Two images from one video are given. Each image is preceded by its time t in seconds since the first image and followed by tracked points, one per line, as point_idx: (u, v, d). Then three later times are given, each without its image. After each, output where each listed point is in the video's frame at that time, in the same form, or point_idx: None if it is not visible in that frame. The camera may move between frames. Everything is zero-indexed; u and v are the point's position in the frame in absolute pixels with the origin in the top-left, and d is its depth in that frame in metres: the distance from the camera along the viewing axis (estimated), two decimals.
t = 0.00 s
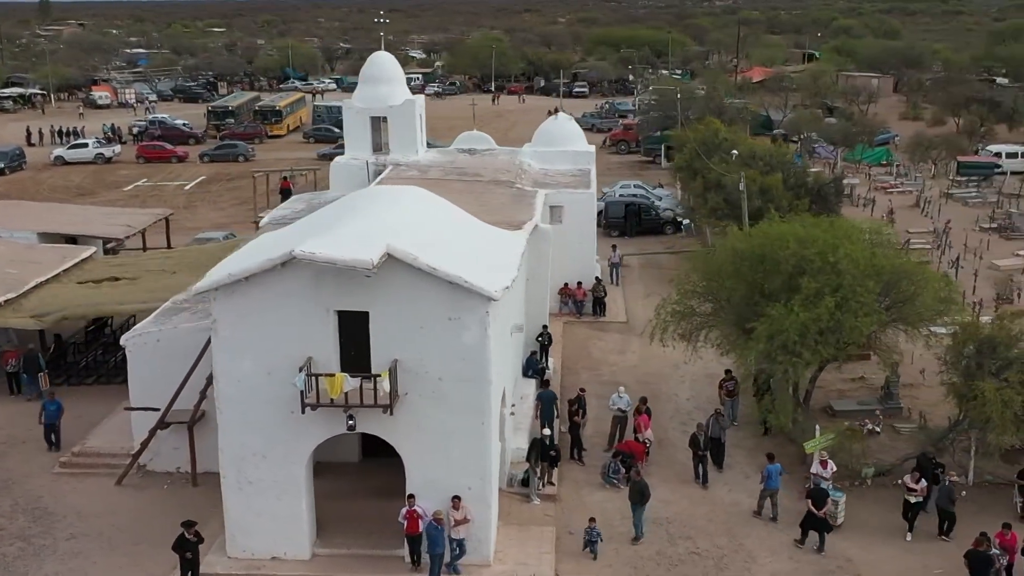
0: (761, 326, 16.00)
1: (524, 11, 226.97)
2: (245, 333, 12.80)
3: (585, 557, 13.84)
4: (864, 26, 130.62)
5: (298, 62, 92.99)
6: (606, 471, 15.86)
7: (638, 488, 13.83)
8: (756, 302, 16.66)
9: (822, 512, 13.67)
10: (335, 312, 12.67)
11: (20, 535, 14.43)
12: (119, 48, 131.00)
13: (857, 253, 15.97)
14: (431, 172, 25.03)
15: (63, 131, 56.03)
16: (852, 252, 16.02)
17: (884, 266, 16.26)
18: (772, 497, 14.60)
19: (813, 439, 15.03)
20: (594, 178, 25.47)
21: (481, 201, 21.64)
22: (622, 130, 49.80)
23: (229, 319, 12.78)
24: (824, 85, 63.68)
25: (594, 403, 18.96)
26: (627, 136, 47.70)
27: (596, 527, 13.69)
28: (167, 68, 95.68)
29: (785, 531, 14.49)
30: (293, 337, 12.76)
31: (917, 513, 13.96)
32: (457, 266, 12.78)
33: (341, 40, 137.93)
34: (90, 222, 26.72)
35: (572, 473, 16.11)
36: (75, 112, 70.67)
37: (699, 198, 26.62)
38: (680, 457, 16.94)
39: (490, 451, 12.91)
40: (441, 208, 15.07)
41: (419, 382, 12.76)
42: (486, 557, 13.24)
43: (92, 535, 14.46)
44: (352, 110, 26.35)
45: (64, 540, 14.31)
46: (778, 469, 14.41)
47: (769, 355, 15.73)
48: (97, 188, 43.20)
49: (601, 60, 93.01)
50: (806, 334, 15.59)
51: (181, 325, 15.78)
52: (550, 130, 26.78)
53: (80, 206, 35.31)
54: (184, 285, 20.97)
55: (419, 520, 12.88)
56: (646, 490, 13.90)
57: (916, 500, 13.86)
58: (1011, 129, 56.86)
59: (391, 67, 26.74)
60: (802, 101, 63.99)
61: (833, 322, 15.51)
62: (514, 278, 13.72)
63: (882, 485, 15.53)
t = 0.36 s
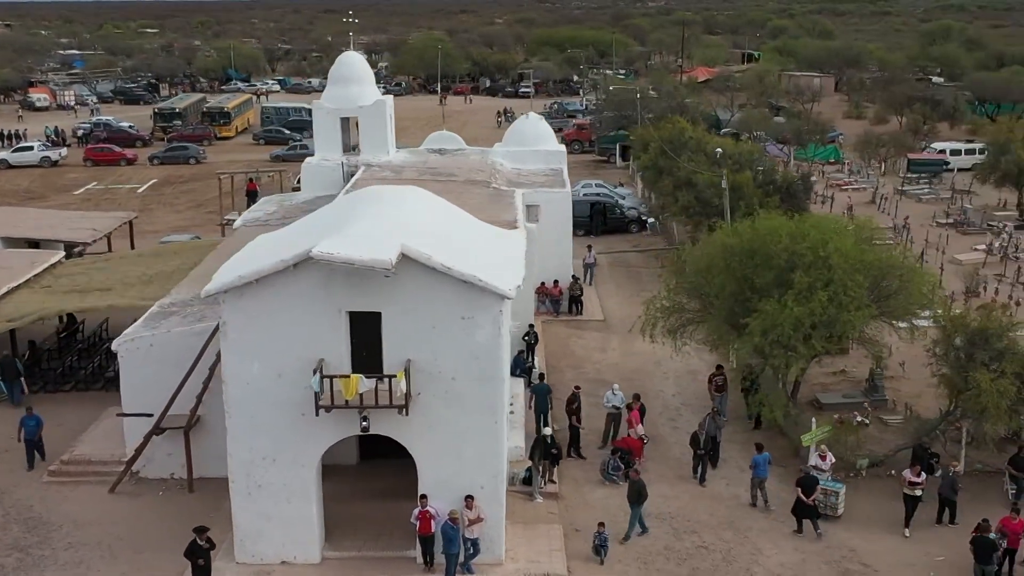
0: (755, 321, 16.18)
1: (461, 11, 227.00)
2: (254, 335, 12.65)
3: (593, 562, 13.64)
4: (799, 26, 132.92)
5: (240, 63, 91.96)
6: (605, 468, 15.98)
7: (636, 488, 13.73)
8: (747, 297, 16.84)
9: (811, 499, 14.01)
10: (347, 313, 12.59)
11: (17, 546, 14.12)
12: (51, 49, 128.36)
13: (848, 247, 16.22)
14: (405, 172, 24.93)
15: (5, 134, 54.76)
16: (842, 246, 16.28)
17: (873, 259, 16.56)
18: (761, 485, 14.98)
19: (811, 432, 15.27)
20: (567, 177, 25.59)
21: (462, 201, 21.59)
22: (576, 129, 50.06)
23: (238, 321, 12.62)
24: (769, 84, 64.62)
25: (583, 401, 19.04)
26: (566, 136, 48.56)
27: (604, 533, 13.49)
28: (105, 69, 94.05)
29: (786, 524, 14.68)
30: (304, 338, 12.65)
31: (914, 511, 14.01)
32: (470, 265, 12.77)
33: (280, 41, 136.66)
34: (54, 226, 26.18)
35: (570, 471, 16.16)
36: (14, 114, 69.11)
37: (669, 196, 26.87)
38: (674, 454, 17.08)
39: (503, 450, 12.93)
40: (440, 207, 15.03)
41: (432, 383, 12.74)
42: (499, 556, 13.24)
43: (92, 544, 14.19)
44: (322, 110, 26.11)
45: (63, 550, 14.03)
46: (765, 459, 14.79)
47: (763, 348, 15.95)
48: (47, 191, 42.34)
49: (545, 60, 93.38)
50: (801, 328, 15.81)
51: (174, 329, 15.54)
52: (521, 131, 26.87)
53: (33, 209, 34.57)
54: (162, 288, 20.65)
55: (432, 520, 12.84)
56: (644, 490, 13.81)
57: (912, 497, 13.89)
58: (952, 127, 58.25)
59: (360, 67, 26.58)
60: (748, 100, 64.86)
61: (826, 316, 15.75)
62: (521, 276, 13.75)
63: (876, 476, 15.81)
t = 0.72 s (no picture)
0: (747, 316, 16.35)
1: (400, 11, 226.17)
2: (263, 337, 12.53)
3: (600, 568, 13.52)
4: (737, 26, 134.60)
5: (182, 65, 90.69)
6: (604, 465, 16.00)
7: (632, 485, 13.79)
8: (738, 294, 17.01)
9: (803, 487, 14.38)
10: (357, 315, 12.52)
11: (15, 557, 13.83)
12: None
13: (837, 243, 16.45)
14: (378, 173, 24.78)
15: None
16: (831, 242, 16.50)
17: (860, 254, 16.82)
18: (753, 476, 15.31)
19: (806, 426, 15.49)
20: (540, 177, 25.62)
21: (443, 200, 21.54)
22: (531, 130, 50.17)
23: (248, 324, 12.49)
24: (717, 84, 65.31)
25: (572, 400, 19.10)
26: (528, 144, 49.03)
27: (612, 537, 13.36)
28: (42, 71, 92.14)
29: (787, 518, 14.84)
30: (314, 339, 12.55)
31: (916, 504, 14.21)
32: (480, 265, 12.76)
33: (219, 42, 134.98)
34: (18, 231, 25.59)
35: (568, 470, 16.21)
36: None
37: (641, 194, 27.05)
38: (668, 451, 17.18)
39: (514, 450, 12.94)
40: (439, 206, 14.98)
41: (443, 384, 12.69)
42: (510, 556, 13.23)
43: (90, 555, 13.94)
44: (291, 111, 25.80)
45: (62, 561, 13.77)
46: (758, 450, 15.11)
47: (758, 344, 16.13)
48: None
49: (491, 61, 93.39)
50: (794, 323, 16.01)
51: (167, 334, 15.30)
52: (492, 131, 26.86)
53: None
54: (139, 292, 20.30)
55: (444, 522, 12.79)
56: (640, 487, 13.88)
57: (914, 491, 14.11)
58: (897, 125, 59.42)
59: (330, 68, 26.36)
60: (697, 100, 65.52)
61: (818, 311, 15.97)
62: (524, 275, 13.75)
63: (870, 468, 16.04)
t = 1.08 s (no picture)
0: (740, 312, 16.58)
1: (336, 12, 224.49)
2: (275, 340, 12.40)
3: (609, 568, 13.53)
4: (675, 26, 135.97)
5: (120, 67, 89.10)
6: (603, 463, 16.10)
7: (630, 487, 13.72)
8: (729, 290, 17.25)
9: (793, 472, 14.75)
10: (371, 316, 12.45)
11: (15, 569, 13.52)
12: None
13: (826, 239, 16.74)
14: (351, 174, 24.63)
15: None
16: (820, 239, 16.79)
17: (848, 250, 17.13)
18: (744, 463, 15.62)
19: (800, 420, 15.73)
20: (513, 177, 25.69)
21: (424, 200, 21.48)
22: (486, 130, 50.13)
23: (259, 327, 12.34)
24: (664, 84, 65.87)
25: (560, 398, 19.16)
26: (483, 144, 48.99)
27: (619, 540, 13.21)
28: None
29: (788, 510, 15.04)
30: (327, 342, 12.45)
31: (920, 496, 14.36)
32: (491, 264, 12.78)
33: (153, 43, 132.75)
34: None
35: (566, 468, 16.26)
36: None
37: (611, 194, 27.20)
38: (661, 446, 17.30)
39: (527, 449, 12.97)
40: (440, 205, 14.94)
41: (457, 384, 12.68)
42: (523, 555, 13.25)
43: (92, 565, 13.68)
44: (261, 112, 25.53)
45: (64, 572, 13.50)
46: (749, 438, 15.42)
47: (752, 339, 16.33)
48: None
49: (435, 62, 93.10)
50: (786, 319, 16.28)
51: (162, 338, 15.06)
52: (462, 131, 26.87)
53: None
54: (118, 298, 19.95)
55: (458, 522, 12.77)
56: (638, 487, 13.81)
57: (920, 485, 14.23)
58: (841, 124, 60.41)
59: (299, 69, 26.15)
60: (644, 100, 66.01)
61: (810, 307, 16.26)
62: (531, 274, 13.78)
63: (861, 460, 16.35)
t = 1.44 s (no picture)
0: (731, 309, 16.77)
1: (272, 12, 222.18)
2: (286, 344, 12.26)
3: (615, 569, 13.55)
4: (614, 27, 136.99)
5: (56, 68, 87.32)
6: (600, 461, 16.18)
7: (625, 485, 13.74)
8: (718, 288, 17.43)
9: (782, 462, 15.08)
10: (382, 318, 12.37)
11: None
12: None
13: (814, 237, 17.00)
14: (324, 176, 24.44)
15: None
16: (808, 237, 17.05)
17: (834, 247, 17.41)
18: (733, 454, 15.96)
19: (794, 415, 15.96)
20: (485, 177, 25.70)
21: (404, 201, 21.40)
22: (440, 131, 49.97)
23: (270, 332, 12.20)
24: (613, 85, 66.27)
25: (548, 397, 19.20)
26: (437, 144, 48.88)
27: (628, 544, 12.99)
28: None
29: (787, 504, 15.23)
30: (338, 345, 12.36)
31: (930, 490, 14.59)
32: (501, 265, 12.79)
33: (87, 44, 130.19)
34: None
35: (563, 468, 16.31)
36: None
37: (582, 193, 27.30)
38: (654, 443, 17.41)
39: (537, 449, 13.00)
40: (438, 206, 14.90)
41: (469, 385, 12.67)
42: (534, 554, 13.27)
43: None
44: (230, 115, 25.21)
45: None
46: (737, 428, 15.73)
47: (743, 335, 16.52)
48: None
49: (379, 63, 92.63)
50: (778, 316, 16.52)
51: (158, 344, 14.83)
52: (433, 132, 26.79)
53: None
54: (96, 304, 19.57)
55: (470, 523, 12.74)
56: (632, 487, 13.82)
57: (929, 479, 14.45)
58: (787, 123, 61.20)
59: (267, 70, 25.86)
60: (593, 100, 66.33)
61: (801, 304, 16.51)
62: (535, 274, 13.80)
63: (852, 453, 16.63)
